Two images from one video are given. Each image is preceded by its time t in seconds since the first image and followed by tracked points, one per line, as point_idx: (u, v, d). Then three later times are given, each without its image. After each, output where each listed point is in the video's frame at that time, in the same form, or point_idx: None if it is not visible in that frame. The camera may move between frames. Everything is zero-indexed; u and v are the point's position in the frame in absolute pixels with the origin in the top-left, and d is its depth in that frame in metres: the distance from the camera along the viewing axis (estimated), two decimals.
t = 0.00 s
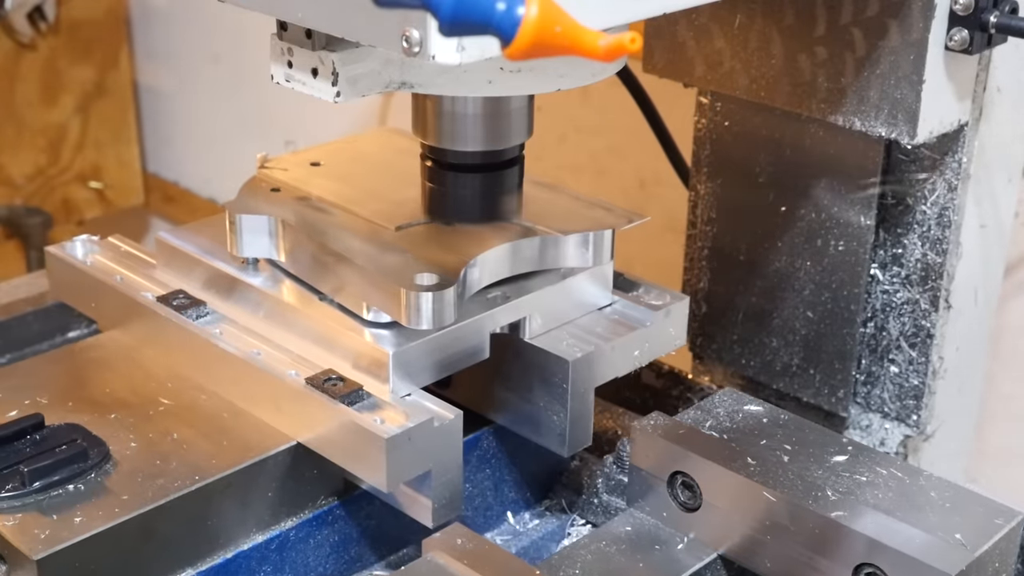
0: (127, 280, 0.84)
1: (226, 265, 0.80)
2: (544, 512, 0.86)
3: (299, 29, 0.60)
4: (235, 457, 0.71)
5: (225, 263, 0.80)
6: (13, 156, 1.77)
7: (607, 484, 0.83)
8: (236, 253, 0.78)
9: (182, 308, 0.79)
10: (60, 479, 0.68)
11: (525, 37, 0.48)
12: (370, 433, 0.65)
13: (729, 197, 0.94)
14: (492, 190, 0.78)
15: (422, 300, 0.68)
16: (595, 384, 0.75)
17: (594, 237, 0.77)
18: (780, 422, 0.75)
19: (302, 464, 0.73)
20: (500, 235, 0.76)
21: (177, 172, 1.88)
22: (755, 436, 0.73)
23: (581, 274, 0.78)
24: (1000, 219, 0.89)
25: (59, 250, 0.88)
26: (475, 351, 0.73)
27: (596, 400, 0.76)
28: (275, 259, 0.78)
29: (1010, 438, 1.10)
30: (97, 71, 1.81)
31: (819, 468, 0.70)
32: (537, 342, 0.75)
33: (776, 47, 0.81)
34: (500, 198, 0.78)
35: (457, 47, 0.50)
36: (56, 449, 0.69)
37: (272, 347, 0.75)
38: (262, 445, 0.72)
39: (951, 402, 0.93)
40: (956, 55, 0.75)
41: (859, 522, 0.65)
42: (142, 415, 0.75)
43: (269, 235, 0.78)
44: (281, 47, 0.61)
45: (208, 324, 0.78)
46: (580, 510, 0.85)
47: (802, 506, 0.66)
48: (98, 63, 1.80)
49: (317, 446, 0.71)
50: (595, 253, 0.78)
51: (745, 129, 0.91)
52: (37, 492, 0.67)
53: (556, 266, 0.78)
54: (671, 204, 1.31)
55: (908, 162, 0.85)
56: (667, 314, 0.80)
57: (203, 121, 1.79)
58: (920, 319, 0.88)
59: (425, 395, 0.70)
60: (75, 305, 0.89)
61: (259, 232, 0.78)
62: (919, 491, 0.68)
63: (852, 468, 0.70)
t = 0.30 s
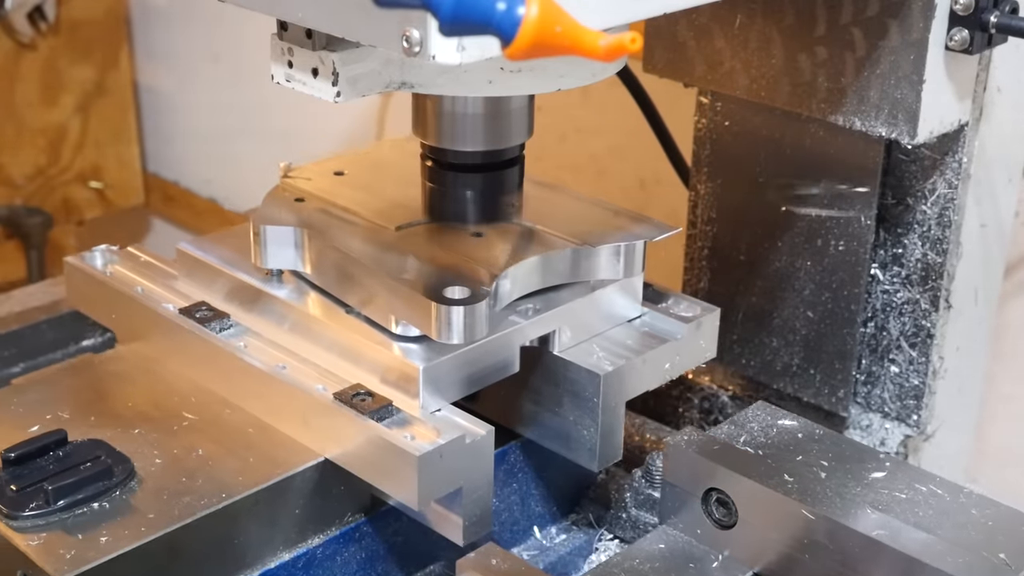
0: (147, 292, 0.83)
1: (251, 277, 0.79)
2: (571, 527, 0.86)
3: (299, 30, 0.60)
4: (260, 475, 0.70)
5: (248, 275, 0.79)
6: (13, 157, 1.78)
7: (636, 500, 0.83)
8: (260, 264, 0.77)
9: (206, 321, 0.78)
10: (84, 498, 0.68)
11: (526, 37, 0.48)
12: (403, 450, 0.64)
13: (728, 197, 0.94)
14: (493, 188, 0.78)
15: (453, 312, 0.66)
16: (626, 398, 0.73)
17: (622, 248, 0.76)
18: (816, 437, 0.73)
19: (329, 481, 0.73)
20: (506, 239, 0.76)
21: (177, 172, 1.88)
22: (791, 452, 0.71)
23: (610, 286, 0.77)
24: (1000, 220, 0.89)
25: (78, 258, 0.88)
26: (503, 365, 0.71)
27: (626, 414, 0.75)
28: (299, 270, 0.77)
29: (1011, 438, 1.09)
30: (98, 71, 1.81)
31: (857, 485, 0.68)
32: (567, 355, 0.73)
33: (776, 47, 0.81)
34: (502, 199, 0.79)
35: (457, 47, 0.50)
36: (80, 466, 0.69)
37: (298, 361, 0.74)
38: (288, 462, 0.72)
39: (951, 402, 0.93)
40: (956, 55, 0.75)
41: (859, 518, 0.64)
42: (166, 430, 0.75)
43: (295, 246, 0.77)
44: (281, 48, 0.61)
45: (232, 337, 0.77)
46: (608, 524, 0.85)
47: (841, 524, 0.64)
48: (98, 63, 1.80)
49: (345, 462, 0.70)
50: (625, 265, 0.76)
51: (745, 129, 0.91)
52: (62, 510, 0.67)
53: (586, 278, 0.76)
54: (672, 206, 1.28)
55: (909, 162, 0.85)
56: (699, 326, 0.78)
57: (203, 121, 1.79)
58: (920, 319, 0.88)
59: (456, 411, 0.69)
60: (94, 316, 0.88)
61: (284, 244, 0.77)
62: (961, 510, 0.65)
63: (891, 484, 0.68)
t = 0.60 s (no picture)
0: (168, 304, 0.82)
1: (275, 289, 0.78)
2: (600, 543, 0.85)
3: (299, 30, 0.60)
4: (288, 492, 0.69)
5: (270, 285, 0.78)
6: (13, 157, 1.77)
7: (665, 515, 0.80)
8: (285, 276, 0.76)
9: (229, 334, 0.77)
10: (110, 517, 0.66)
11: (526, 37, 0.48)
12: (436, 470, 0.63)
13: (728, 196, 0.94)
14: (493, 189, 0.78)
15: (485, 327, 0.66)
16: (656, 413, 0.73)
17: (658, 260, 0.75)
18: (851, 453, 0.72)
19: (356, 497, 0.71)
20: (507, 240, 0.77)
21: (177, 172, 1.88)
22: (828, 467, 0.71)
23: (641, 299, 0.76)
24: (1000, 220, 0.89)
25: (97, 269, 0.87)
26: (535, 380, 0.70)
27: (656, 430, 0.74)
28: (326, 282, 0.77)
29: (1012, 439, 1.09)
30: (97, 71, 1.80)
31: (897, 502, 0.67)
32: (598, 368, 0.72)
33: (776, 47, 0.81)
34: (501, 199, 0.79)
35: (457, 47, 0.50)
36: (105, 484, 0.68)
37: (324, 375, 0.73)
38: (317, 479, 0.70)
39: (951, 401, 0.93)
40: (955, 56, 0.75)
41: (862, 519, 0.65)
42: (191, 446, 0.74)
43: (321, 258, 0.76)
44: (281, 47, 0.61)
45: (256, 350, 0.76)
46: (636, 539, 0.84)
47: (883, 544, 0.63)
48: (98, 63, 1.80)
49: (373, 479, 0.69)
50: (658, 278, 0.75)
51: (745, 129, 0.91)
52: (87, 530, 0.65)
53: (617, 291, 0.75)
54: (672, 205, 1.28)
55: (908, 162, 0.85)
56: (729, 339, 0.78)
57: (203, 120, 1.79)
58: (920, 319, 0.88)
59: (486, 426, 0.68)
60: (112, 326, 0.88)
61: (310, 256, 0.76)
62: (1003, 529, 0.66)
63: (931, 503, 0.67)
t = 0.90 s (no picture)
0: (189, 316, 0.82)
1: (301, 302, 0.77)
2: (630, 557, 0.82)
3: (299, 30, 0.60)
4: (318, 510, 0.68)
5: (294, 296, 0.78)
6: (13, 157, 1.75)
7: (694, 530, 0.76)
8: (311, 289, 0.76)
9: (253, 347, 0.76)
10: (137, 536, 0.65)
11: (525, 36, 0.48)
12: (469, 489, 0.62)
13: (727, 196, 0.94)
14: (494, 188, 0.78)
15: (518, 340, 0.65)
16: (689, 428, 0.71)
17: (690, 272, 0.74)
18: (888, 469, 0.73)
19: (385, 515, 0.70)
20: (507, 240, 0.78)
21: (177, 172, 1.88)
22: (865, 484, 0.71)
23: (673, 311, 0.75)
24: (1000, 220, 0.89)
25: (117, 280, 0.87)
26: (567, 397, 0.69)
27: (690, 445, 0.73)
28: (352, 295, 0.76)
29: (1011, 439, 1.09)
30: (97, 71, 1.80)
31: (937, 520, 0.68)
32: (629, 382, 0.71)
33: (776, 47, 0.81)
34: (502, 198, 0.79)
35: (457, 47, 0.50)
36: (132, 503, 0.67)
37: (351, 390, 0.72)
38: (346, 496, 0.69)
39: (951, 401, 0.93)
40: (955, 55, 0.75)
41: (864, 521, 0.67)
42: (216, 462, 0.73)
43: (348, 270, 0.75)
44: (281, 47, 0.61)
45: (281, 363, 0.75)
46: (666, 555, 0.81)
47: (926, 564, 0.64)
48: (97, 63, 1.80)
49: (403, 496, 0.68)
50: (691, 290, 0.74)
51: (745, 129, 0.91)
52: (113, 550, 0.65)
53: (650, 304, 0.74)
54: (671, 205, 1.28)
55: (908, 162, 0.85)
56: (762, 352, 0.77)
57: (203, 120, 1.79)
58: (920, 319, 0.88)
59: (519, 443, 0.67)
60: (132, 338, 0.88)
61: (335, 267, 0.75)
62: None
63: (972, 521, 0.68)
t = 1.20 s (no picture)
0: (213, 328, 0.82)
1: (328, 315, 0.77)
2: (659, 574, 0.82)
3: (299, 30, 0.60)
4: (348, 530, 0.68)
5: (320, 309, 0.78)
6: (13, 157, 1.75)
7: (727, 547, 0.77)
8: (338, 302, 0.75)
9: (279, 361, 0.76)
10: (164, 556, 0.66)
11: (526, 37, 0.48)
12: (505, 509, 0.63)
13: (728, 196, 0.94)
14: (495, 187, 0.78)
15: (553, 358, 0.65)
16: (722, 443, 0.72)
17: (726, 285, 0.73)
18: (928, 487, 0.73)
19: (417, 534, 0.71)
20: (506, 238, 0.79)
21: (177, 172, 1.88)
22: (904, 501, 0.71)
23: (706, 325, 0.75)
24: (1000, 220, 0.89)
25: (139, 292, 0.88)
26: (598, 413, 0.69)
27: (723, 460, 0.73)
28: (381, 308, 0.75)
29: (1011, 438, 1.09)
30: (97, 71, 1.80)
31: (980, 540, 0.67)
32: (662, 397, 0.71)
33: (776, 47, 0.81)
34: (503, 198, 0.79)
35: (457, 47, 0.50)
36: (158, 523, 0.67)
37: (379, 406, 0.72)
38: (377, 515, 0.70)
39: (951, 402, 0.93)
40: (955, 55, 0.75)
41: (861, 522, 0.68)
42: (243, 479, 0.73)
43: (377, 283, 0.75)
44: (281, 48, 0.61)
45: (308, 377, 0.75)
46: (696, 572, 0.80)
47: None
48: (97, 63, 1.80)
49: (434, 514, 0.68)
50: (726, 303, 0.74)
51: (745, 129, 0.91)
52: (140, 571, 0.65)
53: (688, 318, 0.74)
54: (671, 205, 1.28)
55: (908, 162, 0.85)
56: (796, 366, 0.77)
57: (204, 119, 1.79)
58: (920, 319, 0.88)
59: (552, 460, 0.67)
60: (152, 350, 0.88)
61: (363, 280, 0.75)
62: None
63: (1016, 540, 0.67)
